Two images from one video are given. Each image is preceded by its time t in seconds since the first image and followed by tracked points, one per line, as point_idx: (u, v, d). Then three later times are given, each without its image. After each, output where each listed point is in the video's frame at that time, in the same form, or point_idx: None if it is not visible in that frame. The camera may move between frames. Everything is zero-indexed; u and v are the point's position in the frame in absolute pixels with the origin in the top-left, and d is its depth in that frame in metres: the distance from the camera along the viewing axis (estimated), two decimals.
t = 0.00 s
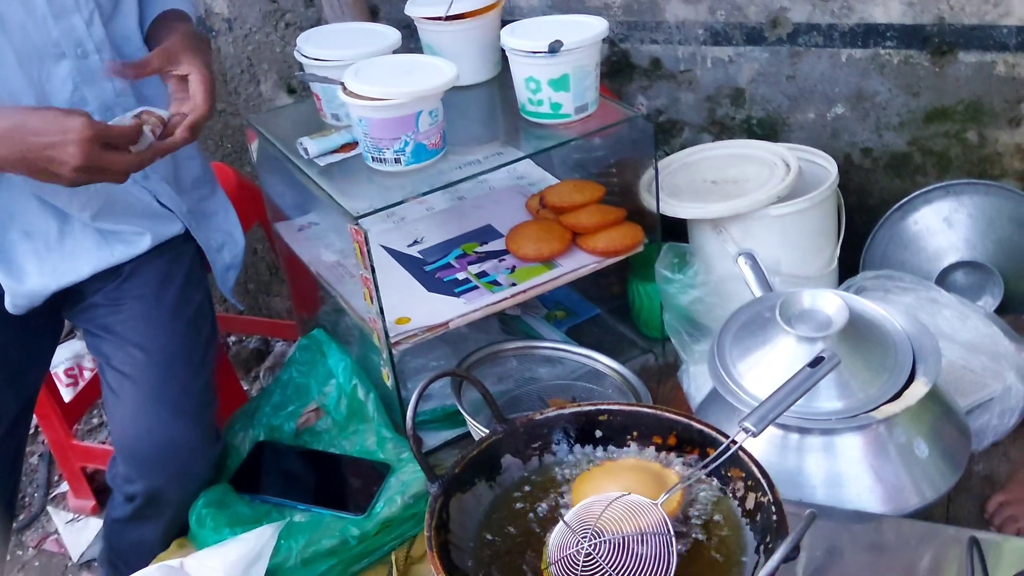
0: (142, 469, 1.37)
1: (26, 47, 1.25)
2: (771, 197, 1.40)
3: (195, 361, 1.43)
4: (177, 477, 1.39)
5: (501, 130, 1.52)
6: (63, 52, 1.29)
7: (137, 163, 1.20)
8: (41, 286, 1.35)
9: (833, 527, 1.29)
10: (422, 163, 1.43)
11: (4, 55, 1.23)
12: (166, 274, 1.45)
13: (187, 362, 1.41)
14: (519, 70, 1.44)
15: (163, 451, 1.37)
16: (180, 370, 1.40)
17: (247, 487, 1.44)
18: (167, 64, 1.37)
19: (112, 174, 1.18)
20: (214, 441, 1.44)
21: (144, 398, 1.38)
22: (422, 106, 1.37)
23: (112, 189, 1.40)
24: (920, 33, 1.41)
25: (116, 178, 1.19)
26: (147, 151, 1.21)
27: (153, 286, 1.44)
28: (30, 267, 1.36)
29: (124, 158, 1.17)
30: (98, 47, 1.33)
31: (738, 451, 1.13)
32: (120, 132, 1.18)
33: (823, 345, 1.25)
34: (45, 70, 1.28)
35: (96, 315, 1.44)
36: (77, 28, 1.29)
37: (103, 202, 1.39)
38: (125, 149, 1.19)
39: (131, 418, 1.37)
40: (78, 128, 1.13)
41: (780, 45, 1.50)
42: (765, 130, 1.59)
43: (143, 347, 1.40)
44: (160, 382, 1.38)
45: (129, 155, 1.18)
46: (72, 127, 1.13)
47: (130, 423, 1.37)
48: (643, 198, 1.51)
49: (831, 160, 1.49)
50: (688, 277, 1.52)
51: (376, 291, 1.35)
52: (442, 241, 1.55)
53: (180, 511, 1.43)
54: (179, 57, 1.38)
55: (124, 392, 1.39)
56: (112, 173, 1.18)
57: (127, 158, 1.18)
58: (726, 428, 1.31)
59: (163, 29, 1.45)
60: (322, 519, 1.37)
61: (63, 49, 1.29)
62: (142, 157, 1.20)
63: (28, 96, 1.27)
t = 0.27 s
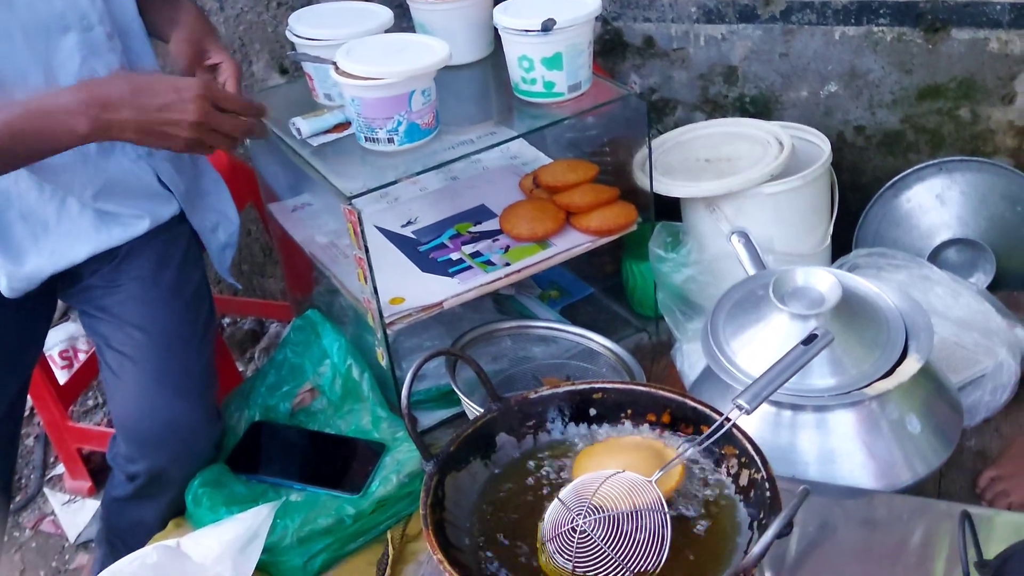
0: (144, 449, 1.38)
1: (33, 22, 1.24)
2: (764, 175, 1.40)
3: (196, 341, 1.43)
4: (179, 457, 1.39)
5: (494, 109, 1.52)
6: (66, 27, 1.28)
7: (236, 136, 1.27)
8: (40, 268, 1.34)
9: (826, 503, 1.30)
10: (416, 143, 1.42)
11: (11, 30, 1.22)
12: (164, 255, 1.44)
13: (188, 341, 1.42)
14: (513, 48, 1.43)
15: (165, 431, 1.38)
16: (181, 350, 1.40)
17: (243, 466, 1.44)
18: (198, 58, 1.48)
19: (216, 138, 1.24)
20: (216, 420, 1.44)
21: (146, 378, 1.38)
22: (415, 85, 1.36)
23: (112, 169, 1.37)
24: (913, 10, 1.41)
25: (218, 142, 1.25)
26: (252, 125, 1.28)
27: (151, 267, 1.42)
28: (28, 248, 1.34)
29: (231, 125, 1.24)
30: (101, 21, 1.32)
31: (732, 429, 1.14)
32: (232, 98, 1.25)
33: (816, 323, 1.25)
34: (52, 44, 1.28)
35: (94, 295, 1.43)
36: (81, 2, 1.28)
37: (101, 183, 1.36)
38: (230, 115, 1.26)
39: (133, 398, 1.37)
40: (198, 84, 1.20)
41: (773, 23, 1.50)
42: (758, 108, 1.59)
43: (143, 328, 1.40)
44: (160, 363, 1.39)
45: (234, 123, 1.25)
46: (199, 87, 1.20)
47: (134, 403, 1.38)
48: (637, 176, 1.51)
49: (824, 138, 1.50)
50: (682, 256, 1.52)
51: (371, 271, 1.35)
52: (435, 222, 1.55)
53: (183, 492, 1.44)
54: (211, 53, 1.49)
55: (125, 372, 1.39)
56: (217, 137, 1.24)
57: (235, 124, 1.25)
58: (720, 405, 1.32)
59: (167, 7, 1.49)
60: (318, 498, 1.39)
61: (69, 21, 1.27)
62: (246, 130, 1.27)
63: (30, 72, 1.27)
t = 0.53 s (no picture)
0: (139, 431, 1.38)
1: None
2: (754, 154, 1.40)
3: (187, 323, 1.43)
4: (172, 439, 1.40)
5: (485, 90, 1.52)
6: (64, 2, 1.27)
7: (284, 116, 1.26)
8: (31, 251, 1.33)
9: (817, 479, 1.29)
10: (405, 125, 1.42)
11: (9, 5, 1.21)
12: (154, 238, 1.44)
13: (179, 324, 1.42)
14: (501, 29, 1.43)
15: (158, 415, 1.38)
16: (173, 333, 1.41)
17: (236, 450, 1.45)
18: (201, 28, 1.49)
19: (262, 109, 1.24)
20: (208, 402, 1.45)
21: (139, 361, 1.38)
22: (405, 66, 1.36)
23: (102, 152, 1.36)
24: None
25: (263, 112, 1.23)
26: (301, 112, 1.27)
27: (141, 251, 1.42)
28: (19, 232, 1.33)
29: (281, 101, 1.24)
30: None
31: (722, 406, 1.15)
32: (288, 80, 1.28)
33: (806, 301, 1.26)
34: (49, 19, 1.26)
35: (85, 279, 1.42)
36: None
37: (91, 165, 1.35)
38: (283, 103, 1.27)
39: (126, 382, 1.37)
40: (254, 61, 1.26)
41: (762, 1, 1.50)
42: (748, 88, 1.59)
43: (135, 312, 1.40)
44: (153, 347, 1.39)
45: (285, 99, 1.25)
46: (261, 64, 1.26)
47: (127, 386, 1.37)
48: (627, 157, 1.52)
49: (814, 116, 1.50)
50: (672, 235, 1.53)
51: (361, 253, 1.35)
52: (426, 204, 1.55)
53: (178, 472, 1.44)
54: (212, 21, 1.50)
55: (116, 355, 1.39)
56: (265, 108, 1.24)
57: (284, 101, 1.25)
58: (711, 383, 1.33)
59: None
60: (312, 480, 1.39)
61: None
62: (294, 111, 1.26)
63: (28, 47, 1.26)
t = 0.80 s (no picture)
0: (123, 416, 1.38)
1: None
2: (741, 133, 1.40)
3: (173, 308, 1.42)
4: (156, 424, 1.39)
5: (470, 72, 1.51)
6: None
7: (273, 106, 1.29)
8: (15, 235, 1.32)
9: (805, 457, 1.30)
10: (390, 107, 1.41)
11: None
12: (140, 222, 1.43)
13: (164, 308, 1.41)
14: (486, 10, 1.41)
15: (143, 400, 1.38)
16: (158, 318, 1.40)
17: (225, 435, 1.45)
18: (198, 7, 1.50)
19: (251, 94, 1.27)
20: (195, 387, 1.44)
21: (124, 345, 1.37)
22: (389, 48, 1.35)
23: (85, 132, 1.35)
24: None
25: (252, 97, 1.27)
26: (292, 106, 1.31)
27: (126, 236, 1.41)
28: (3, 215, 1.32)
29: (273, 92, 1.28)
30: None
31: (710, 386, 1.16)
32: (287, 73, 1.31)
33: (793, 279, 1.26)
34: None
35: (70, 264, 1.41)
36: None
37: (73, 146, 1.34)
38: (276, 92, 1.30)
39: (111, 367, 1.36)
40: (261, 47, 1.29)
41: None
42: (734, 67, 1.59)
43: (119, 297, 1.39)
44: (137, 331, 1.38)
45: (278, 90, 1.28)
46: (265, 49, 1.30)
47: (111, 371, 1.36)
48: (614, 138, 1.51)
49: (801, 95, 1.50)
50: (660, 217, 1.53)
51: (348, 237, 1.35)
52: (413, 187, 1.54)
53: (166, 457, 1.44)
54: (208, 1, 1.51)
55: (100, 341, 1.38)
56: (256, 94, 1.27)
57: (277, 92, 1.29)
58: (698, 362, 1.33)
59: None
60: (301, 464, 1.40)
61: None
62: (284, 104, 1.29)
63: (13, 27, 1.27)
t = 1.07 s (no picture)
0: (110, 405, 1.37)
1: None
2: (728, 117, 1.40)
3: (159, 296, 1.42)
4: (144, 413, 1.39)
5: (456, 57, 1.50)
6: None
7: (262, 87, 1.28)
8: None
9: (793, 439, 1.26)
10: (376, 93, 1.41)
11: None
12: (125, 210, 1.43)
13: (149, 297, 1.40)
14: None
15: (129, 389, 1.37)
16: (144, 306, 1.39)
17: (214, 424, 1.45)
18: None
19: (239, 73, 1.27)
20: (181, 376, 1.44)
21: (109, 334, 1.37)
22: (374, 33, 1.34)
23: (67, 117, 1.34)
24: None
25: (241, 77, 1.27)
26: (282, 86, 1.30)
27: (111, 224, 1.41)
28: None
29: (262, 73, 1.28)
30: None
31: (697, 368, 1.15)
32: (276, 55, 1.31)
33: (779, 262, 1.26)
34: None
35: (55, 253, 1.41)
36: None
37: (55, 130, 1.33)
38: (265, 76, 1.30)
39: (96, 356, 1.36)
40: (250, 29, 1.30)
41: None
42: (721, 50, 1.59)
43: (104, 286, 1.38)
44: (123, 320, 1.37)
45: (267, 72, 1.28)
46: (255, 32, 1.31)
47: (96, 360, 1.36)
48: (601, 122, 1.51)
49: (787, 78, 1.50)
50: (648, 200, 1.52)
51: (335, 224, 1.34)
52: (400, 173, 1.54)
53: (153, 445, 1.44)
54: None
55: (86, 330, 1.37)
56: (244, 74, 1.27)
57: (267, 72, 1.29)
58: (686, 346, 1.33)
59: None
60: (291, 452, 1.39)
61: None
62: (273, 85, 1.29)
63: None
